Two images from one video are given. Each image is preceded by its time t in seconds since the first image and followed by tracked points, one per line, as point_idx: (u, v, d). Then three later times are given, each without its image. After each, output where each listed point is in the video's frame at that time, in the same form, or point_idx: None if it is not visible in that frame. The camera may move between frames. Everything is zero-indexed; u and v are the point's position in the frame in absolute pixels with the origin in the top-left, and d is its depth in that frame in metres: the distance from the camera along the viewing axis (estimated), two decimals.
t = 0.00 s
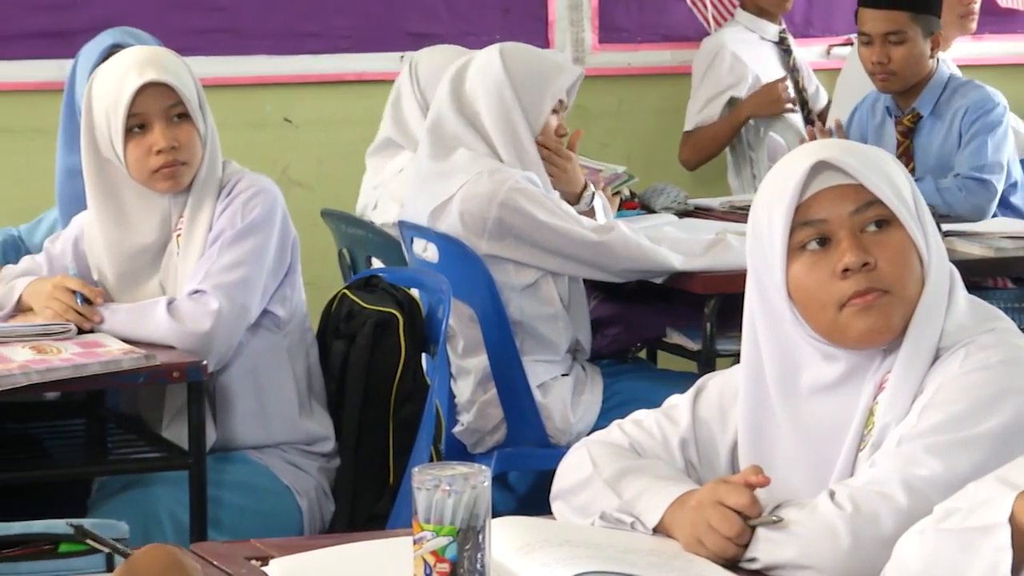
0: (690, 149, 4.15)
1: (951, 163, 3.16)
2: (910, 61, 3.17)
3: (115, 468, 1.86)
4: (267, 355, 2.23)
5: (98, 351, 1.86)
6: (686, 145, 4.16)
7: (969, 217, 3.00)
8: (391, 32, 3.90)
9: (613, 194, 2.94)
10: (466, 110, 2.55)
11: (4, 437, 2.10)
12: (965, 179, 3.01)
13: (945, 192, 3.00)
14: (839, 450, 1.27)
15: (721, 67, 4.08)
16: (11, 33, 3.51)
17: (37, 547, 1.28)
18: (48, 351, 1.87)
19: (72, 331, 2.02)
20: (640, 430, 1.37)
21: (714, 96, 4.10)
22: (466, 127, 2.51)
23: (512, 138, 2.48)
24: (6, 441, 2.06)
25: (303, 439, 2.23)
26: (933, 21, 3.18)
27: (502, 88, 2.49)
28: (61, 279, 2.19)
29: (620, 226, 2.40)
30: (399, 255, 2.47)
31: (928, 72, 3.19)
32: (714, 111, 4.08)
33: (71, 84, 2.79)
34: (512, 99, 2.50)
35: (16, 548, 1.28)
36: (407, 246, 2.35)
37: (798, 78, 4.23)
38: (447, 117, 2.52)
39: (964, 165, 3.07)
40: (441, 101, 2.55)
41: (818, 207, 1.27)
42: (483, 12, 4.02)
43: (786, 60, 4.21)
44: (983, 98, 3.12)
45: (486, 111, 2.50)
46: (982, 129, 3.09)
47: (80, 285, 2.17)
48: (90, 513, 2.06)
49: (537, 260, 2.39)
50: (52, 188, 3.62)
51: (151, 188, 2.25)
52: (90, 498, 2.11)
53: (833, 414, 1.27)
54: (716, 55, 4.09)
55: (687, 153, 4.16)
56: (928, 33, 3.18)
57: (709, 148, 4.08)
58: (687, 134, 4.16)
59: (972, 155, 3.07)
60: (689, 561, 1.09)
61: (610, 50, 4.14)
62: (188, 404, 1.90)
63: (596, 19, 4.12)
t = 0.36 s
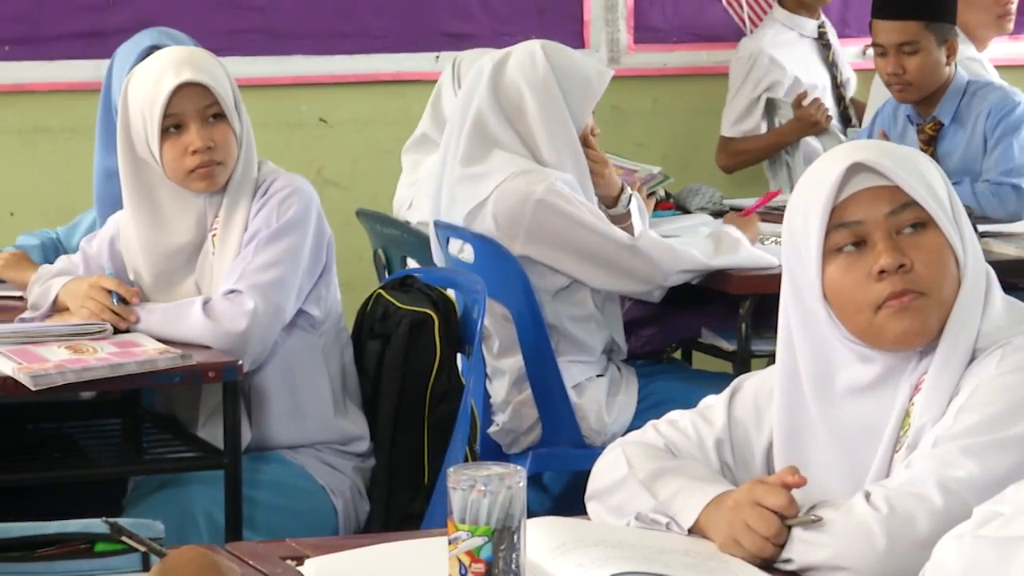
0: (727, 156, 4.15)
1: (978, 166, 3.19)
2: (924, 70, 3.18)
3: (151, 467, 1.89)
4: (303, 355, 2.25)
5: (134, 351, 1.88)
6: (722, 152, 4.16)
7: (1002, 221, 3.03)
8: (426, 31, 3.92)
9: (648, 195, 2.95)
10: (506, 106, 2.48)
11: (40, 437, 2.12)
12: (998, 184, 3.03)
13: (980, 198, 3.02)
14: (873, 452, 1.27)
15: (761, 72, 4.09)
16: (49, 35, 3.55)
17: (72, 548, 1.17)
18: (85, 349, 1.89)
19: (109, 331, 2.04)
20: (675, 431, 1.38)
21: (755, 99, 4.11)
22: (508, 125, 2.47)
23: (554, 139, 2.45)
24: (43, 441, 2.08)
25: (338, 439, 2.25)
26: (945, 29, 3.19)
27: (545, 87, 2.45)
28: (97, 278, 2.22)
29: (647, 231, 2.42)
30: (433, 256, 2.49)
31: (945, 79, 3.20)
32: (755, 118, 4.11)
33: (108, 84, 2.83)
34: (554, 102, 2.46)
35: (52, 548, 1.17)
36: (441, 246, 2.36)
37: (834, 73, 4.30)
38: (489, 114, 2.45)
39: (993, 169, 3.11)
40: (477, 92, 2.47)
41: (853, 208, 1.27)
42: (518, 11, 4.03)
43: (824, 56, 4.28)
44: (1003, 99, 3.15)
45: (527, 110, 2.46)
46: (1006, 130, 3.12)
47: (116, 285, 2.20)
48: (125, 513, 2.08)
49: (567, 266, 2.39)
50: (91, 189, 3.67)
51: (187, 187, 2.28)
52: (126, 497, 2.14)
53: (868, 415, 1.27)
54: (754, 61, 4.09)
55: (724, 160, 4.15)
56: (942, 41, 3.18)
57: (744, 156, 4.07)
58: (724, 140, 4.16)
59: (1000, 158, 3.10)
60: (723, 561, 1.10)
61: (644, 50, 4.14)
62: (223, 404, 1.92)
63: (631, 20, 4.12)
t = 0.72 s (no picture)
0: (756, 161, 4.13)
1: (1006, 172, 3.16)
2: (945, 79, 3.19)
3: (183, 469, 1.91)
4: (333, 357, 2.27)
5: (164, 353, 1.90)
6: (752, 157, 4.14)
7: None
8: (455, 35, 3.94)
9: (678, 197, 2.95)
10: (535, 110, 2.48)
11: (70, 439, 2.14)
12: None
13: (1009, 203, 2.99)
14: (903, 456, 1.27)
15: (793, 77, 4.07)
16: (79, 38, 3.60)
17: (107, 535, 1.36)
18: (115, 352, 1.91)
19: (138, 334, 2.06)
20: (704, 434, 1.38)
21: (785, 102, 4.10)
22: (537, 129, 2.48)
23: (583, 146, 2.45)
24: (73, 442, 2.10)
25: (367, 442, 2.26)
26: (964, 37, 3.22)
27: (575, 92, 2.45)
28: (128, 282, 2.24)
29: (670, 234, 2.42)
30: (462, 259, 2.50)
31: (966, 87, 3.21)
32: (786, 123, 4.11)
33: (137, 87, 2.85)
34: (584, 109, 2.46)
35: (82, 548, 1.38)
36: (470, 248, 2.37)
37: (865, 76, 4.26)
38: (518, 118, 2.45)
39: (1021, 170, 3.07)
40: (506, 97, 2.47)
41: (884, 212, 1.27)
42: (547, 14, 4.04)
43: (857, 58, 4.22)
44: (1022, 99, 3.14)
45: (557, 115, 2.47)
46: None
47: (145, 288, 2.22)
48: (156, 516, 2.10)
49: (594, 269, 2.39)
50: (120, 192, 3.70)
51: (216, 189, 2.30)
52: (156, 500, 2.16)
53: (899, 419, 1.27)
54: (786, 66, 4.08)
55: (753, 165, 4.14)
56: (962, 49, 3.21)
57: (773, 160, 4.06)
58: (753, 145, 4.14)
59: None
60: (751, 565, 1.10)
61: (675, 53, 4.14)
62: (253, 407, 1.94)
63: (661, 23, 4.13)
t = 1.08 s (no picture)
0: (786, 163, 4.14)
1: None
2: (978, 82, 3.17)
3: (216, 473, 1.93)
4: (365, 362, 2.28)
5: (196, 357, 1.92)
6: (783, 158, 4.15)
7: None
8: (488, 40, 3.96)
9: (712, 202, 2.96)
10: (567, 114, 2.49)
11: (103, 442, 2.17)
12: None
13: None
14: (935, 462, 1.27)
15: (828, 81, 4.06)
16: (112, 42, 3.63)
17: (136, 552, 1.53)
18: (147, 356, 1.93)
19: (170, 338, 2.09)
20: (736, 439, 1.39)
21: (817, 105, 4.10)
22: (570, 133, 2.49)
23: (615, 149, 2.46)
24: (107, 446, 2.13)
25: (399, 447, 2.28)
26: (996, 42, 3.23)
27: (607, 96, 2.46)
28: (160, 286, 2.27)
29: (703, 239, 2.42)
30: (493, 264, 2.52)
31: (999, 90, 3.18)
32: (817, 126, 4.10)
33: (168, 92, 2.88)
34: (617, 113, 2.47)
35: (116, 553, 1.52)
36: (502, 253, 2.39)
37: (902, 86, 4.23)
38: (550, 122, 2.47)
39: None
40: (538, 102, 2.49)
41: (915, 218, 1.28)
42: (579, 19, 4.05)
43: (894, 67, 4.21)
44: None
45: (589, 119, 2.48)
46: None
47: (177, 292, 2.24)
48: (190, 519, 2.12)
49: (626, 274, 2.40)
50: (153, 196, 3.74)
51: (250, 194, 2.33)
52: (190, 503, 2.18)
53: (931, 425, 1.27)
54: (821, 69, 4.07)
55: (783, 167, 4.15)
56: (994, 53, 3.22)
57: (804, 163, 4.06)
58: (785, 146, 4.15)
59: None
60: (782, 569, 1.11)
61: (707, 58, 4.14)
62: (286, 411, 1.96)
63: (693, 27, 4.12)
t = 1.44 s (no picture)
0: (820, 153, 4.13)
1: None
2: None
3: (259, 476, 1.95)
4: (406, 365, 2.30)
5: (238, 361, 1.95)
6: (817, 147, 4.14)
7: None
8: (530, 44, 3.97)
9: (754, 206, 2.95)
10: (607, 117, 2.50)
11: (146, 445, 2.20)
12: None
13: None
14: (977, 466, 1.27)
15: (869, 73, 4.05)
16: (153, 45, 3.65)
17: (175, 554, 1.58)
18: (188, 359, 1.96)
19: (212, 341, 2.12)
20: (778, 443, 1.39)
21: (856, 97, 4.07)
22: (611, 137, 2.50)
23: (656, 153, 2.46)
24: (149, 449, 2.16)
25: (439, 450, 2.29)
26: None
27: (647, 98, 2.47)
28: (201, 289, 2.30)
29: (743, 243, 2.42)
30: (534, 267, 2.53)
31: None
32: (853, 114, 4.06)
33: (210, 95, 2.92)
34: (658, 116, 2.47)
35: (157, 555, 1.57)
36: (542, 256, 2.40)
37: (948, 88, 4.19)
38: (591, 126, 2.48)
39: None
40: (579, 106, 2.50)
41: (957, 221, 1.28)
42: (621, 23, 4.05)
43: (941, 69, 4.17)
44: None
45: (630, 122, 2.49)
46: None
47: (219, 295, 2.27)
48: (232, 521, 2.14)
49: (665, 278, 2.40)
50: (194, 198, 3.77)
51: (291, 198, 2.35)
52: (231, 506, 2.20)
53: (973, 430, 1.27)
54: (865, 63, 4.06)
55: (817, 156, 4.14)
56: None
57: (840, 155, 4.04)
58: (822, 137, 4.12)
59: None
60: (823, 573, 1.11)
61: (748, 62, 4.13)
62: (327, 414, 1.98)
63: (734, 30, 4.12)
